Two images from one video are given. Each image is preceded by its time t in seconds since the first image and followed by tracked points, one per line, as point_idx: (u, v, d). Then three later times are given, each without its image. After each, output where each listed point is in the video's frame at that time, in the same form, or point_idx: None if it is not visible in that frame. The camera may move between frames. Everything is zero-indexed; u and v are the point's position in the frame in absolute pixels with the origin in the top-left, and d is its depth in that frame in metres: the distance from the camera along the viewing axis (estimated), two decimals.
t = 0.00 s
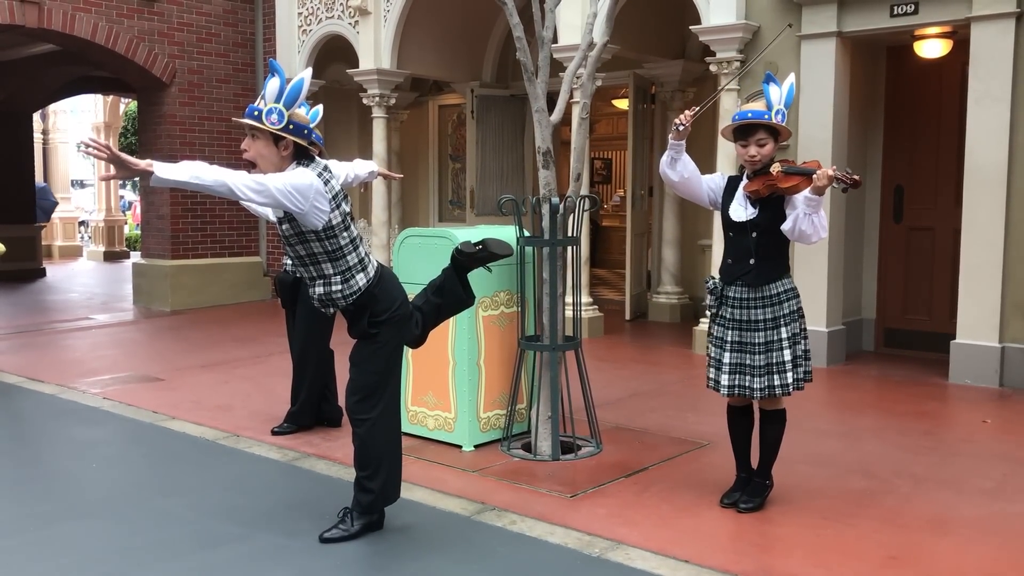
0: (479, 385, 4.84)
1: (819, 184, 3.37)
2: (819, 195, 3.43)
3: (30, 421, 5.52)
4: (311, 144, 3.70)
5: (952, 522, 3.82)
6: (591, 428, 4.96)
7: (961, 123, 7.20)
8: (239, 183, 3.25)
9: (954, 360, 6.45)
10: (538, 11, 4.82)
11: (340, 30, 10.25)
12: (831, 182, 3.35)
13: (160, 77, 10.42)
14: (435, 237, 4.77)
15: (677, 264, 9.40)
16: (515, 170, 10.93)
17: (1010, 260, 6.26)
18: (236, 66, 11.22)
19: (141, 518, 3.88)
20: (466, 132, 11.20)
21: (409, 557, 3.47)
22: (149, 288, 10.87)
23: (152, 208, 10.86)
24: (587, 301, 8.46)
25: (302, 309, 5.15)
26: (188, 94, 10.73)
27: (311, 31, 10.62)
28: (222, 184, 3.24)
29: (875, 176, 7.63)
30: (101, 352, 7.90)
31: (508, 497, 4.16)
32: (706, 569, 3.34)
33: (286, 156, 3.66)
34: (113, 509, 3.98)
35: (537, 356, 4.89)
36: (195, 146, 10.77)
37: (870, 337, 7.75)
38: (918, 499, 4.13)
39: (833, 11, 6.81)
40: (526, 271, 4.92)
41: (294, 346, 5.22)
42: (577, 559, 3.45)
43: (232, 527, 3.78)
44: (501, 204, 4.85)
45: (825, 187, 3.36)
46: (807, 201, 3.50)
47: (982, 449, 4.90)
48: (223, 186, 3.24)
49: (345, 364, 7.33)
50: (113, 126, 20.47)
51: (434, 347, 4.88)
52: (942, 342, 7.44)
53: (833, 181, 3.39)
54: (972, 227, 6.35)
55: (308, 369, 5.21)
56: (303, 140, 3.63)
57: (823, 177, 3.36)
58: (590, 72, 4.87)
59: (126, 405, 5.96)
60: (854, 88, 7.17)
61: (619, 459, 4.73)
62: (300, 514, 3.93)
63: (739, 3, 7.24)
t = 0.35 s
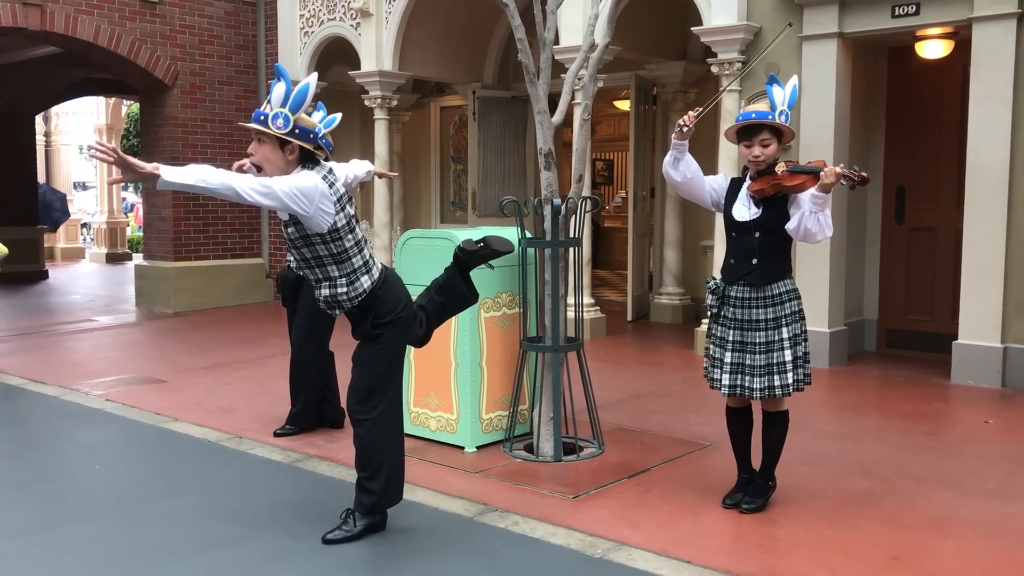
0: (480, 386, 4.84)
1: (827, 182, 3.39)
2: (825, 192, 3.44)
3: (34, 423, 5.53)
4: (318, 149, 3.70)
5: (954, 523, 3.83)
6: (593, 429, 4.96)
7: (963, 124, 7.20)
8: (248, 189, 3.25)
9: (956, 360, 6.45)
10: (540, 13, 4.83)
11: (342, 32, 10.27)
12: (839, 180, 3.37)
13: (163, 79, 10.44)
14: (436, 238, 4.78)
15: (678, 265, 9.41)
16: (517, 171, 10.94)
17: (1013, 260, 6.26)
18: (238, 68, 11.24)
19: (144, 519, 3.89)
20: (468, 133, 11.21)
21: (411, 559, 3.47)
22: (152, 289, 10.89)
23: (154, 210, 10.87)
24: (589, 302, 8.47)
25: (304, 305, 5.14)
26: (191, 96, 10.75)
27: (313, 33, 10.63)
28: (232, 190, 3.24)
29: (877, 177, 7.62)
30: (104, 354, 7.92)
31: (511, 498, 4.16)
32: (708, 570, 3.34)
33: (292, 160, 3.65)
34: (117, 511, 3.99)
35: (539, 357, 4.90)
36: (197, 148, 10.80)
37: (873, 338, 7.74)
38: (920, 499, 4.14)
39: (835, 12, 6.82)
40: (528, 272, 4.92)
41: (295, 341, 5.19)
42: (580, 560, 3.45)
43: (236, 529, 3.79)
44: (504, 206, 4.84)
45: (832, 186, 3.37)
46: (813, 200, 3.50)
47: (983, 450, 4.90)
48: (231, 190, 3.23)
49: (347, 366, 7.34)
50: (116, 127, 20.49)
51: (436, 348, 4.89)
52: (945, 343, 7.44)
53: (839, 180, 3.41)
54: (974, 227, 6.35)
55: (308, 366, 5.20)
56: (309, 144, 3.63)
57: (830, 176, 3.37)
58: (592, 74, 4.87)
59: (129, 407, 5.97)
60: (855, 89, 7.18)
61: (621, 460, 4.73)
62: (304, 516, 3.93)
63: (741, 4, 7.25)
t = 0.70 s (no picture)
0: (479, 387, 4.84)
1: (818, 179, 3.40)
2: (816, 190, 3.44)
3: (35, 423, 5.53)
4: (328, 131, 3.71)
5: (954, 522, 3.83)
6: (593, 429, 4.96)
7: (962, 123, 7.20)
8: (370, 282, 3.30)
9: (955, 360, 6.45)
10: (540, 13, 4.83)
11: (342, 32, 10.27)
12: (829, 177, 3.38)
13: (162, 79, 10.45)
14: (436, 238, 4.79)
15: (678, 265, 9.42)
16: (516, 171, 10.94)
17: (1012, 260, 6.26)
18: (238, 69, 11.24)
19: (145, 519, 3.89)
20: (467, 134, 11.21)
21: (412, 558, 3.48)
22: (152, 290, 10.89)
23: (154, 211, 10.88)
24: (589, 302, 8.47)
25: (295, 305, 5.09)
26: (191, 97, 10.76)
27: (313, 33, 10.63)
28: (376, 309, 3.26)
29: (877, 177, 7.63)
30: (104, 354, 7.92)
31: (511, 498, 4.16)
32: (708, 570, 3.35)
33: (309, 143, 3.65)
34: (118, 511, 4.00)
35: (538, 357, 4.90)
36: (197, 149, 10.81)
37: (872, 338, 7.74)
38: (920, 498, 4.14)
39: (834, 12, 6.82)
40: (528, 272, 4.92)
41: (272, 344, 5.10)
42: (580, 559, 3.45)
43: (237, 529, 3.79)
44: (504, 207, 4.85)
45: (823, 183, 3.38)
46: (805, 198, 3.51)
47: (983, 449, 4.91)
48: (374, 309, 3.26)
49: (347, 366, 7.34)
50: (115, 128, 20.48)
51: (436, 348, 4.90)
52: (944, 343, 7.44)
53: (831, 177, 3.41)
54: (973, 227, 6.36)
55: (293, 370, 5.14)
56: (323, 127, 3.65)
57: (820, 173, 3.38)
58: (592, 74, 4.87)
59: (129, 407, 5.98)
60: (855, 89, 7.19)
61: (621, 460, 4.73)
62: (304, 516, 3.94)
63: (741, 3, 7.25)
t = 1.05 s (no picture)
0: (478, 385, 4.85)
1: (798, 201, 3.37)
2: (798, 213, 3.39)
3: (33, 423, 5.53)
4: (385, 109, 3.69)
5: (952, 521, 3.84)
6: (591, 427, 4.96)
7: (959, 122, 7.22)
8: (324, 123, 3.23)
9: (953, 358, 6.45)
10: (538, 11, 4.82)
11: (340, 31, 10.26)
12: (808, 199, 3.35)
13: (160, 78, 10.44)
14: (435, 237, 4.78)
15: (676, 263, 9.43)
16: (514, 170, 10.95)
17: (1009, 258, 6.27)
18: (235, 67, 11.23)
19: (144, 518, 3.89)
20: (465, 132, 11.21)
21: (410, 557, 3.48)
22: (150, 289, 10.88)
23: (152, 209, 10.88)
24: (587, 301, 8.48)
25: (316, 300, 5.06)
26: (189, 96, 10.75)
27: (311, 32, 10.62)
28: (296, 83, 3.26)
29: (874, 175, 7.63)
30: (102, 353, 7.91)
31: (510, 497, 4.17)
32: (706, 568, 3.35)
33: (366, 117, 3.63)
34: (117, 510, 3.99)
35: (536, 355, 4.90)
36: (194, 147, 10.80)
37: (870, 336, 7.75)
38: (918, 497, 4.15)
39: (832, 10, 6.83)
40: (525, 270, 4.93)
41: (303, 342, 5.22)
42: (577, 558, 3.46)
43: (235, 528, 3.80)
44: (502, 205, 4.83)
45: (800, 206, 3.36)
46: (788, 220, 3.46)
47: (982, 447, 4.91)
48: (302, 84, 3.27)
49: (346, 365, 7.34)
50: (113, 127, 20.47)
51: (435, 346, 4.90)
52: (942, 341, 7.45)
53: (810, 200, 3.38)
54: (971, 225, 6.36)
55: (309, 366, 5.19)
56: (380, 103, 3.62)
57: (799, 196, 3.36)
58: (590, 73, 4.87)
59: (128, 406, 5.98)
60: (853, 87, 7.19)
61: (619, 458, 4.74)
62: (303, 514, 3.94)
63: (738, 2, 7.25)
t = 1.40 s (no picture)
0: (477, 384, 4.86)
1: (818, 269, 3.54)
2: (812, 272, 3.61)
3: (30, 421, 5.52)
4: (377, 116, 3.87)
5: (950, 518, 3.84)
6: (589, 425, 4.97)
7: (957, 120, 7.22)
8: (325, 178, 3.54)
9: (950, 355, 6.46)
10: (535, 9, 4.81)
11: (337, 29, 10.25)
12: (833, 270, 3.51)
13: (157, 76, 10.42)
14: (433, 235, 4.77)
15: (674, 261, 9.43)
16: (511, 168, 10.94)
17: (1007, 255, 6.28)
18: (233, 65, 11.22)
19: (142, 517, 3.89)
20: (463, 131, 11.20)
21: (408, 555, 3.48)
22: (147, 287, 10.87)
23: (149, 208, 10.87)
24: (585, 298, 8.48)
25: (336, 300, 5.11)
26: (186, 94, 10.73)
27: (308, 30, 10.60)
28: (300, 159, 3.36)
29: (872, 173, 7.64)
30: (99, 352, 7.89)
31: (508, 494, 4.17)
32: (704, 565, 3.36)
33: (360, 128, 3.81)
34: (115, 509, 3.99)
35: (535, 354, 4.90)
36: (192, 146, 10.79)
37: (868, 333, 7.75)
38: (915, 494, 4.15)
39: (829, 7, 6.83)
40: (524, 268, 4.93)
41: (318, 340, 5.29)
42: (576, 555, 3.46)
43: (233, 526, 3.79)
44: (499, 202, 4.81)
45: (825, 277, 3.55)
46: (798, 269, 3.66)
47: (978, 445, 4.92)
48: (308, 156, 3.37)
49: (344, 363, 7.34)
50: (110, 126, 20.43)
51: (435, 345, 4.91)
52: (939, 339, 7.46)
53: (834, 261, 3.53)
54: (968, 223, 6.37)
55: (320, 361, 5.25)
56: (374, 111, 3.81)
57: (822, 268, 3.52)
58: (587, 70, 4.86)
59: (125, 405, 5.97)
60: (851, 84, 7.20)
61: (617, 456, 4.74)
62: (301, 512, 3.94)
63: None
